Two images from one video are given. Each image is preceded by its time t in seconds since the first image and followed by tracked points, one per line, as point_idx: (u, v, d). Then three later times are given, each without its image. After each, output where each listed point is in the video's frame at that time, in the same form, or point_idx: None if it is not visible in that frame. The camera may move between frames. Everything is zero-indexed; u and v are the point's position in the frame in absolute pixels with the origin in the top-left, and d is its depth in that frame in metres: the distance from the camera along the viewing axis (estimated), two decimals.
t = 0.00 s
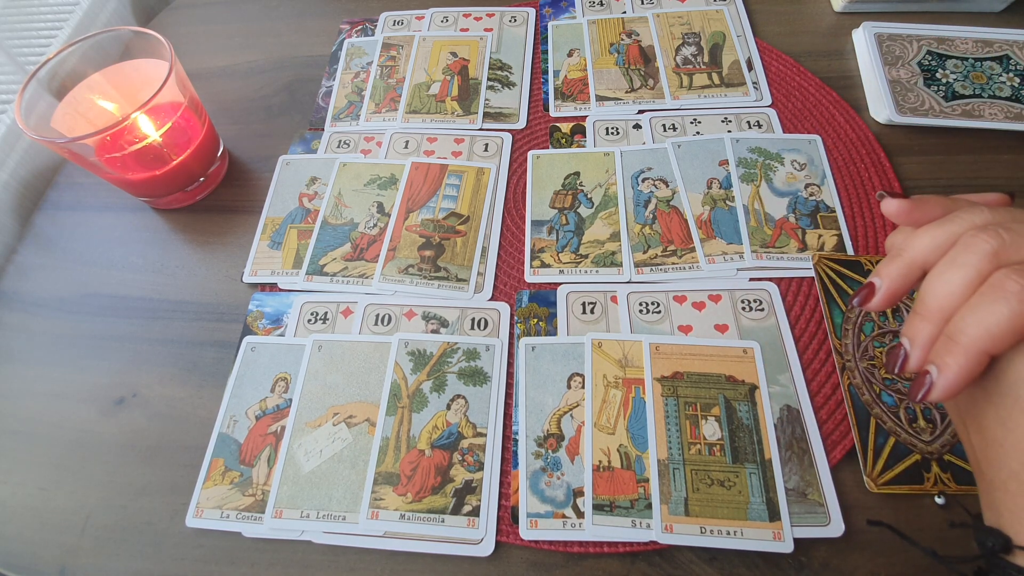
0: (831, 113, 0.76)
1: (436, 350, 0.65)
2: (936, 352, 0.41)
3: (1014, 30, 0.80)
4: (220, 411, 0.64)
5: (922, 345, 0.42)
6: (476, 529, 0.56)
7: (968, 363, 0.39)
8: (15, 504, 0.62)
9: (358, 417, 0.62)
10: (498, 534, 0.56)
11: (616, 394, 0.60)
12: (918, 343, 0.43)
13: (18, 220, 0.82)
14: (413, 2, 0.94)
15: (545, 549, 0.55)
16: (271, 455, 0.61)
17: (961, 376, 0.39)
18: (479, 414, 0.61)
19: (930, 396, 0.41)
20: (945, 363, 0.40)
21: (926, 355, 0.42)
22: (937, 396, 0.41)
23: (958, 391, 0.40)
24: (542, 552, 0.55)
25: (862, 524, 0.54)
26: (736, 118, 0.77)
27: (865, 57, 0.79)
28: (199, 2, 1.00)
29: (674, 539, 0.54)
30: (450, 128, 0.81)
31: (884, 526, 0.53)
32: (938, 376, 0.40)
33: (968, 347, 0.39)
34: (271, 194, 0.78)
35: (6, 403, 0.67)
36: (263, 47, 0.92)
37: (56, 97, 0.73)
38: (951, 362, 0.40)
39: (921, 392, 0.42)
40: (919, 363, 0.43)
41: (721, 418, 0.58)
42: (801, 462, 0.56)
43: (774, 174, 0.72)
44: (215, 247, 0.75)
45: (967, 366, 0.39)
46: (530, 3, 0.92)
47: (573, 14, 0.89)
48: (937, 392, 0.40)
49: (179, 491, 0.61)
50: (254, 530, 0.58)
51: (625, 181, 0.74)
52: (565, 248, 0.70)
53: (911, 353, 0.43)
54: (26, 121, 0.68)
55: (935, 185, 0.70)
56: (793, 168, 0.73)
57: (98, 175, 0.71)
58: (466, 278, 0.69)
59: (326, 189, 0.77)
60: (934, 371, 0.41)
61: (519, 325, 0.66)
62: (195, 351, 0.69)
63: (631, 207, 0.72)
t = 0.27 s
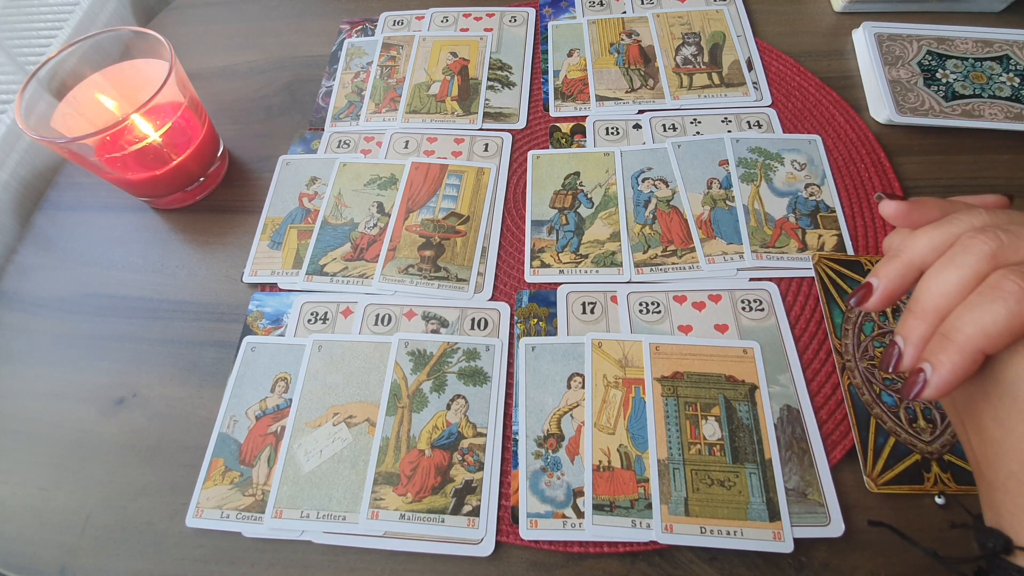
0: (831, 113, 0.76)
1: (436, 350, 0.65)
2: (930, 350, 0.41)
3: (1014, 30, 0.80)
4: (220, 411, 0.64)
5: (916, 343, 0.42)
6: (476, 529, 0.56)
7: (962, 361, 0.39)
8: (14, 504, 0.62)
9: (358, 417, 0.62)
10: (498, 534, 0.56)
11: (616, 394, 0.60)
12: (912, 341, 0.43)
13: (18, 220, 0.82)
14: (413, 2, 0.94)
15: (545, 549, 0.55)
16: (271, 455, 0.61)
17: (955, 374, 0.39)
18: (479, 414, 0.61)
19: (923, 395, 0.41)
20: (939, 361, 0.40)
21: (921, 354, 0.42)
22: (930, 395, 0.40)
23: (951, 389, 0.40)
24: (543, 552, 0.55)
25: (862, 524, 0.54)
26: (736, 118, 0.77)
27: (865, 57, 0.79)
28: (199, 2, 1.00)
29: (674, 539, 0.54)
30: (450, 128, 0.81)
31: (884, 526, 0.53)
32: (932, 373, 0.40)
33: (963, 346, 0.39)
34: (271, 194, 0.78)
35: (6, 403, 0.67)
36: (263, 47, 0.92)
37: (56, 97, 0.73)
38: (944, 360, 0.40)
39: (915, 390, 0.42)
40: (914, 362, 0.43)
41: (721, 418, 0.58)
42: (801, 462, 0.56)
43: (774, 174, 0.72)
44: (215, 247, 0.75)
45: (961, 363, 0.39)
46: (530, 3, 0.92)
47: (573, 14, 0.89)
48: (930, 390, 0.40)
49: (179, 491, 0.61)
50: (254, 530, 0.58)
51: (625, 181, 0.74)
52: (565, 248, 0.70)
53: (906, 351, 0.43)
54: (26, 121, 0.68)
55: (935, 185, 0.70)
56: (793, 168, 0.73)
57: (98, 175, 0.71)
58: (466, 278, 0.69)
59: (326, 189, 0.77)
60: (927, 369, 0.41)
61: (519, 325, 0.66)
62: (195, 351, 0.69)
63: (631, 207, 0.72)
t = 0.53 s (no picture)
0: (831, 113, 0.76)
1: (436, 350, 0.65)
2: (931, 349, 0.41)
3: (1014, 30, 0.80)
4: (220, 411, 0.64)
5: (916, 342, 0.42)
6: (476, 529, 0.56)
7: (962, 360, 0.39)
8: (15, 504, 0.62)
9: (358, 417, 0.62)
10: (498, 534, 0.56)
11: (616, 394, 0.60)
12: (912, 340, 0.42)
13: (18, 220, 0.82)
14: (413, 2, 0.94)
15: (545, 549, 0.55)
16: (271, 455, 0.61)
17: (955, 372, 0.39)
18: (479, 414, 0.61)
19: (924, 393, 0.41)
20: (940, 359, 0.40)
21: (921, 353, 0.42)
22: (931, 393, 0.40)
23: (950, 388, 0.40)
24: (543, 552, 0.55)
25: (861, 524, 0.54)
26: (736, 118, 0.77)
27: (865, 57, 0.79)
28: (199, 2, 1.00)
29: (674, 539, 0.54)
30: (450, 128, 0.81)
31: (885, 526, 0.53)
32: (933, 371, 0.40)
33: (965, 345, 0.39)
34: (271, 194, 0.78)
35: (6, 403, 0.67)
36: (264, 47, 0.92)
37: (56, 97, 0.73)
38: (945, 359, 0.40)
39: (915, 389, 0.41)
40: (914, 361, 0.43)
41: (721, 418, 0.58)
42: (801, 462, 0.56)
43: (774, 174, 0.72)
44: (215, 247, 0.75)
45: (960, 363, 0.39)
46: (530, 3, 0.92)
47: (573, 14, 0.89)
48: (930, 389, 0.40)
49: (179, 491, 0.61)
50: (254, 530, 0.58)
51: (625, 181, 0.74)
52: (565, 248, 0.70)
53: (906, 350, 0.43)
54: (26, 121, 0.68)
55: (935, 185, 0.70)
56: (793, 168, 0.73)
57: (98, 175, 0.71)
58: (466, 278, 0.69)
59: (326, 189, 0.77)
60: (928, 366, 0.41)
61: (519, 325, 0.66)
62: (195, 351, 0.69)
63: (631, 207, 0.72)
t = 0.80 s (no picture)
0: (831, 113, 0.76)
1: (436, 350, 0.65)
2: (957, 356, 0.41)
3: (1014, 30, 0.80)
4: (220, 411, 0.64)
5: (932, 345, 0.42)
6: (476, 529, 0.56)
7: (988, 366, 0.39)
8: (14, 504, 0.62)
9: (358, 417, 0.62)
10: (497, 534, 0.56)
11: (616, 394, 0.60)
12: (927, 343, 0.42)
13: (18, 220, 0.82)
14: (413, 2, 0.94)
15: (545, 549, 0.55)
16: (271, 455, 0.61)
17: (985, 380, 0.39)
18: (479, 414, 0.61)
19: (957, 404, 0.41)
20: (968, 368, 0.40)
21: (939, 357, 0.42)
22: (964, 403, 0.40)
23: (982, 396, 0.40)
24: (542, 552, 0.55)
25: (862, 524, 0.54)
26: (736, 118, 0.77)
27: (865, 57, 0.79)
28: (199, 2, 1.00)
29: (674, 539, 0.54)
30: (450, 128, 0.81)
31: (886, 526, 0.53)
32: (963, 381, 0.40)
33: (985, 349, 0.39)
34: (271, 194, 0.78)
35: (6, 403, 0.67)
36: (263, 47, 0.92)
37: (56, 97, 0.73)
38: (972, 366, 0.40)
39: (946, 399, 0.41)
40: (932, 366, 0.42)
41: (721, 418, 0.58)
42: (801, 463, 0.56)
43: (774, 174, 0.72)
44: (215, 247, 0.75)
45: (987, 369, 0.39)
46: (530, 3, 0.92)
47: (573, 14, 0.89)
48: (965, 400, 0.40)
49: (179, 491, 0.61)
50: (254, 530, 0.58)
51: (625, 181, 0.74)
52: (565, 248, 0.70)
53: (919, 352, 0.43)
54: (26, 121, 0.68)
55: (935, 185, 0.70)
56: (793, 168, 0.73)
57: (98, 175, 0.71)
58: (466, 278, 0.69)
59: (326, 189, 0.77)
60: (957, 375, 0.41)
61: (519, 325, 0.66)
62: (195, 351, 0.69)
63: (631, 207, 0.72)
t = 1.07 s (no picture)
0: (831, 112, 0.76)
1: (436, 350, 0.65)
2: (947, 353, 0.41)
3: (1014, 30, 0.80)
4: (220, 411, 0.64)
5: (926, 344, 0.42)
6: (476, 529, 0.56)
7: (979, 364, 0.39)
8: (15, 504, 0.62)
9: (358, 417, 0.62)
10: (498, 534, 0.56)
11: (616, 394, 0.60)
12: (922, 341, 0.42)
13: (18, 220, 0.82)
14: (413, 2, 0.94)
15: (545, 549, 0.55)
16: (271, 455, 0.61)
17: (974, 377, 0.39)
18: (479, 414, 0.61)
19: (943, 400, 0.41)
20: (957, 364, 0.40)
21: (932, 355, 0.42)
22: (951, 400, 0.40)
23: (970, 394, 0.40)
24: (543, 552, 0.55)
25: (861, 524, 0.54)
26: (736, 118, 0.77)
27: (864, 57, 0.79)
28: (199, 2, 1.00)
29: (674, 539, 0.54)
30: (450, 128, 0.81)
31: (886, 526, 0.53)
32: (951, 378, 0.40)
33: (978, 347, 0.39)
34: (271, 194, 0.78)
35: (6, 403, 0.67)
36: (263, 47, 0.92)
37: (56, 97, 0.73)
38: (962, 363, 0.40)
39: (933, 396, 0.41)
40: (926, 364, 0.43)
41: (721, 418, 0.58)
42: (801, 462, 0.56)
43: (774, 174, 0.72)
44: (215, 247, 0.75)
45: (978, 367, 0.39)
46: (530, 3, 0.92)
47: (573, 14, 0.89)
48: (951, 395, 0.40)
49: (179, 491, 0.61)
50: (254, 530, 0.58)
51: (625, 181, 0.74)
52: (565, 248, 0.70)
53: (914, 351, 0.43)
54: (26, 121, 0.68)
55: (935, 185, 0.70)
56: (793, 168, 0.73)
57: (98, 176, 0.71)
58: (466, 278, 0.69)
59: (326, 189, 0.77)
60: (946, 372, 0.41)
61: (519, 325, 0.66)
62: (195, 351, 0.69)
63: (631, 207, 0.72)
